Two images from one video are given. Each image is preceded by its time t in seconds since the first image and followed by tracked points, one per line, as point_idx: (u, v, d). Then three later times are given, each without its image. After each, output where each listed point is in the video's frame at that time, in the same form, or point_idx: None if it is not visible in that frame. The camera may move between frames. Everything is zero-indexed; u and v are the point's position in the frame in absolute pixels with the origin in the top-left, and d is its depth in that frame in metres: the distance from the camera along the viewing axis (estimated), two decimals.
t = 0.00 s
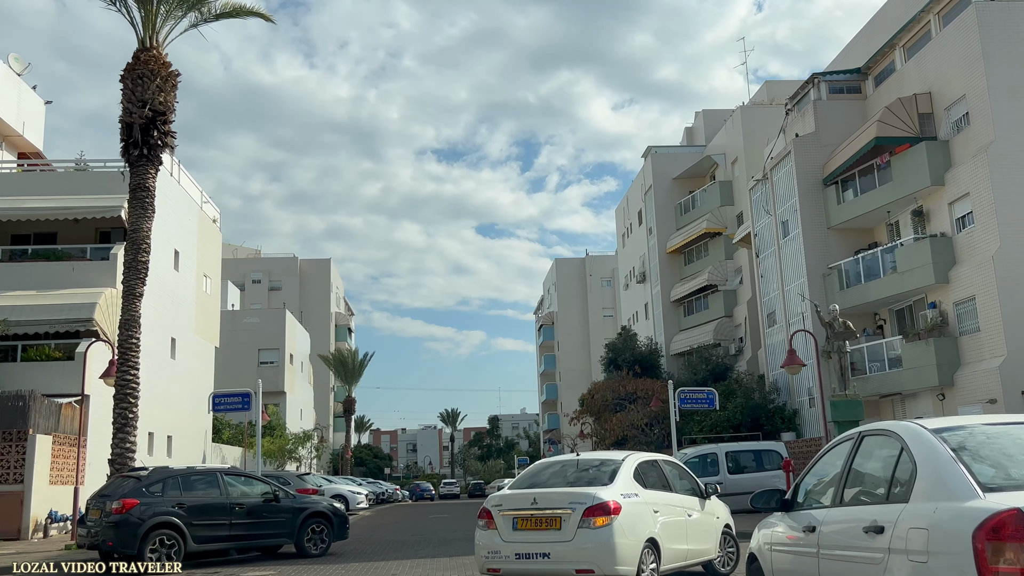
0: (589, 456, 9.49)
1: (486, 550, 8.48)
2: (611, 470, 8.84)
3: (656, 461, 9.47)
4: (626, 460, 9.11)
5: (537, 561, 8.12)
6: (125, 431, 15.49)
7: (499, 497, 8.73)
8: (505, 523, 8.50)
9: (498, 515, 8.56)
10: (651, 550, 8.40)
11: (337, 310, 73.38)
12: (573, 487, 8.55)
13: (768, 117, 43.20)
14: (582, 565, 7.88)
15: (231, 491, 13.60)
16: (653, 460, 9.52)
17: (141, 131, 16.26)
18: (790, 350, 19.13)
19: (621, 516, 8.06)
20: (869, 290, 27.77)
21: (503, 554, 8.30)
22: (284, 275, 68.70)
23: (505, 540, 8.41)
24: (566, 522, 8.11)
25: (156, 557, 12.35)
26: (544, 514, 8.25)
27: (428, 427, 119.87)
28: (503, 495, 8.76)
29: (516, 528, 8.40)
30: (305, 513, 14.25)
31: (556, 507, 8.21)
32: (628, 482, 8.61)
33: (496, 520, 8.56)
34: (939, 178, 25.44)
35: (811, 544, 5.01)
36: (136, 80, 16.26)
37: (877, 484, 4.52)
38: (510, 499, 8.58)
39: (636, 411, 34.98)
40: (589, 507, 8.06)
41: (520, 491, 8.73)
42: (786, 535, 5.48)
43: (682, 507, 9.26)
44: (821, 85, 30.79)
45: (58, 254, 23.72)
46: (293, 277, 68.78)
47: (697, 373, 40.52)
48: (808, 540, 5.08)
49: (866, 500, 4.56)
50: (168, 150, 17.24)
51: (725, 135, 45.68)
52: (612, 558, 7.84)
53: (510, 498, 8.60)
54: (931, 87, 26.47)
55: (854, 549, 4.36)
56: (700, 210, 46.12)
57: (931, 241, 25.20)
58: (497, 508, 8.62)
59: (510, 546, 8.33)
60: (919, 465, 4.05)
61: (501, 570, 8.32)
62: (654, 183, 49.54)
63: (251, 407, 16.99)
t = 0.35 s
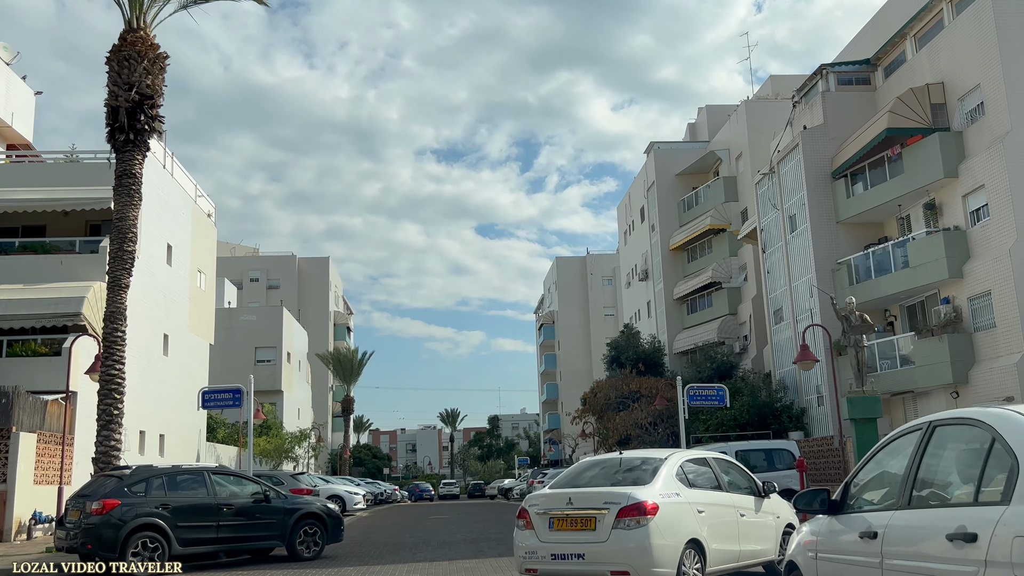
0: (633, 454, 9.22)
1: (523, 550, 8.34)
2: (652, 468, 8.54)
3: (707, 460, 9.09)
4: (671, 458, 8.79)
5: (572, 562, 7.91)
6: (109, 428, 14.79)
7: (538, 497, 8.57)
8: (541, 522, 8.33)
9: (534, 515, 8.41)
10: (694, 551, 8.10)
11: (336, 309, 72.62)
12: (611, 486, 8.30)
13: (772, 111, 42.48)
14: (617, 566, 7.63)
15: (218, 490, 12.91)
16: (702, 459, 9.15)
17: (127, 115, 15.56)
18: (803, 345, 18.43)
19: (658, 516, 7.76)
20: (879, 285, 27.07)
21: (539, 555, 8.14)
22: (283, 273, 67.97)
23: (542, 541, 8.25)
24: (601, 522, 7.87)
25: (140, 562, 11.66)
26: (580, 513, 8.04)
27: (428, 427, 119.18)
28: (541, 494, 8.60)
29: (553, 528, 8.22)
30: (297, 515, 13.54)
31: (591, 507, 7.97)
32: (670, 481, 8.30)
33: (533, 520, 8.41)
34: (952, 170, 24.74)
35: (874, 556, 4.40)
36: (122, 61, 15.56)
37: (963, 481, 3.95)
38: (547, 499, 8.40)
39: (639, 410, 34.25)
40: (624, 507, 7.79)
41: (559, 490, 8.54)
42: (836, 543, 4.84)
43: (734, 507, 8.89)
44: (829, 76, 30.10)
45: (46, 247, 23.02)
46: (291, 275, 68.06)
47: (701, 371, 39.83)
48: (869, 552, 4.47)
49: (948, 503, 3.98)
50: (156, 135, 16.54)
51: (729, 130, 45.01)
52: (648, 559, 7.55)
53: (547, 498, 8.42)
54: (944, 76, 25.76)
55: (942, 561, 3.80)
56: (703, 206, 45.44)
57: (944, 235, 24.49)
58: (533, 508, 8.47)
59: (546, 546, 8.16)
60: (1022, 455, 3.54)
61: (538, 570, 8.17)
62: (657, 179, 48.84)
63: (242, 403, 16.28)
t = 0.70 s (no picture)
0: (691, 451, 8.90)
1: (575, 549, 8.17)
2: (706, 467, 8.22)
3: (767, 458, 8.70)
4: (728, 456, 8.43)
5: (620, 562, 7.70)
6: (95, 426, 14.19)
7: (588, 496, 8.36)
8: (592, 522, 8.13)
9: (585, 514, 8.22)
10: (749, 552, 7.80)
11: (335, 308, 71.99)
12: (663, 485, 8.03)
13: (777, 106, 41.90)
14: (664, 567, 7.39)
15: (207, 490, 12.31)
16: (764, 456, 8.71)
17: (114, 100, 14.96)
18: (814, 341, 17.86)
19: (706, 517, 7.47)
20: (887, 281, 26.43)
21: (589, 555, 7.94)
22: (281, 272, 67.35)
23: (593, 540, 8.05)
24: (649, 522, 7.63)
25: (124, 565, 11.06)
26: (628, 513, 7.81)
27: (427, 427, 118.51)
28: (592, 493, 8.40)
29: (603, 528, 8.01)
30: (290, 516, 12.95)
31: (639, 506, 7.73)
32: (723, 481, 7.98)
33: (584, 519, 8.22)
34: (964, 164, 24.17)
35: (953, 567, 3.86)
36: (109, 44, 14.97)
37: None
38: (597, 499, 8.18)
39: (642, 409, 33.63)
40: (672, 508, 7.53)
41: (611, 489, 8.32)
42: (899, 552, 4.29)
43: (798, 506, 8.47)
44: (836, 69, 29.54)
45: (36, 241, 22.44)
46: (289, 274, 67.43)
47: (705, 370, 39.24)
48: (941, 562, 3.94)
49: None
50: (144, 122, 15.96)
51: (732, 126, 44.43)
52: (695, 561, 7.29)
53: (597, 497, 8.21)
54: (955, 68, 25.19)
55: None
56: (706, 203, 44.86)
57: (956, 229, 23.93)
58: (584, 507, 8.28)
59: (596, 546, 7.96)
60: None
61: (588, 570, 7.98)
62: (659, 176, 48.26)
63: (233, 401, 15.66)
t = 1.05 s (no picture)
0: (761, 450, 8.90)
1: (642, 548, 8.30)
2: (768, 466, 8.21)
3: (838, 456, 8.57)
4: (794, 455, 8.39)
5: (683, 560, 7.79)
6: (81, 424, 13.68)
7: (652, 496, 8.48)
8: (657, 521, 8.25)
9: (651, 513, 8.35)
10: (815, 550, 7.77)
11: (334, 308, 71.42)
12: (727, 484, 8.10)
13: (780, 102, 41.41)
14: (725, 564, 7.48)
15: (196, 491, 11.81)
16: (834, 454, 8.62)
17: (102, 87, 14.46)
18: (825, 337, 17.35)
19: (766, 515, 7.51)
20: (896, 278, 25.94)
21: (653, 553, 8.05)
22: (280, 271, 66.81)
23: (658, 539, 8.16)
24: (710, 520, 7.72)
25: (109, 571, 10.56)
26: (690, 512, 7.91)
27: (427, 428, 117.92)
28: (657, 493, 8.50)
29: (668, 526, 8.11)
30: (284, 517, 12.44)
31: (700, 505, 7.82)
32: (785, 479, 7.97)
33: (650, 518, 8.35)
34: (975, 158, 23.68)
35: None
36: (97, 30, 14.48)
37: None
38: (660, 498, 8.30)
39: (645, 408, 33.14)
40: (732, 506, 7.59)
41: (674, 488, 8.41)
42: (966, 560, 3.80)
43: (871, 504, 8.36)
44: (843, 63, 29.05)
45: (27, 236, 21.95)
46: (288, 273, 66.92)
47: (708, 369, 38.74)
48: None
49: None
50: (134, 110, 15.45)
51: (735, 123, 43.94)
52: (756, 559, 7.34)
53: (660, 497, 8.33)
54: (965, 61, 24.71)
55: None
56: (709, 201, 44.36)
57: (965, 225, 23.44)
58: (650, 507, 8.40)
59: (660, 544, 8.07)
60: None
61: (654, 567, 8.11)
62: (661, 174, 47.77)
63: (226, 398, 15.14)
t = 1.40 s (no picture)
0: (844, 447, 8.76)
1: (719, 544, 8.42)
2: (845, 465, 8.12)
3: (925, 454, 8.34)
4: (876, 452, 8.23)
5: (758, 558, 7.90)
6: (68, 422, 13.22)
7: (729, 493, 8.59)
8: (733, 518, 8.35)
9: (727, 510, 8.45)
10: (894, 551, 7.64)
11: (332, 308, 70.92)
12: (803, 483, 8.10)
13: (783, 99, 40.98)
14: (799, 563, 7.57)
15: (186, 493, 11.35)
16: (920, 457, 8.32)
17: (91, 75, 13.99)
18: (835, 333, 16.90)
19: (840, 515, 7.51)
20: (904, 276, 25.49)
21: (728, 550, 8.19)
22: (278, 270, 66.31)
23: (734, 535, 8.26)
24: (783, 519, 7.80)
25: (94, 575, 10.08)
26: (764, 510, 7.99)
27: (427, 429, 117.41)
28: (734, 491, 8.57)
29: (742, 524, 8.20)
30: (277, 519, 11.96)
31: (774, 504, 7.91)
32: (863, 478, 7.88)
33: (726, 516, 8.44)
34: (985, 152, 23.24)
35: None
36: (85, 16, 14.03)
37: None
38: (735, 495, 8.42)
39: (648, 408, 32.68)
40: (806, 505, 7.65)
41: (750, 486, 8.47)
42: None
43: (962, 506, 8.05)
44: (849, 57, 28.61)
45: (19, 232, 21.50)
46: (287, 273, 66.46)
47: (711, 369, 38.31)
48: None
49: None
50: (124, 100, 15.00)
51: (738, 120, 43.50)
52: (829, 559, 7.41)
53: (737, 494, 8.42)
54: (975, 53, 24.27)
55: None
56: (712, 199, 43.93)
57: (975, 221, 23.01)
58: (726, 504, 8.48)
59: (734, 542, 8.19)
60: None
61: (730, 564, 8.22)
62: (663, 172, 47.34)
63: (219, 396, 14.67)
